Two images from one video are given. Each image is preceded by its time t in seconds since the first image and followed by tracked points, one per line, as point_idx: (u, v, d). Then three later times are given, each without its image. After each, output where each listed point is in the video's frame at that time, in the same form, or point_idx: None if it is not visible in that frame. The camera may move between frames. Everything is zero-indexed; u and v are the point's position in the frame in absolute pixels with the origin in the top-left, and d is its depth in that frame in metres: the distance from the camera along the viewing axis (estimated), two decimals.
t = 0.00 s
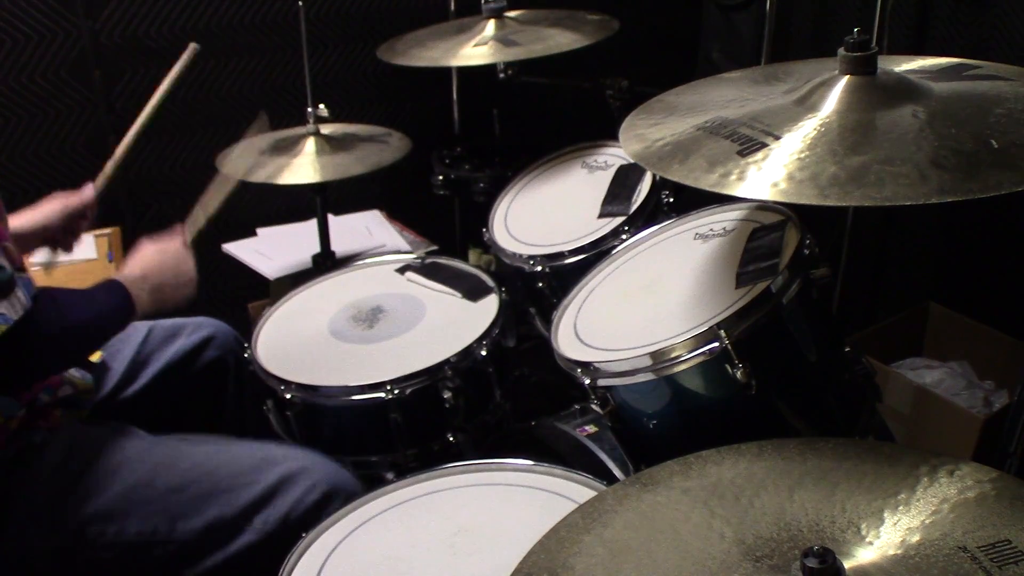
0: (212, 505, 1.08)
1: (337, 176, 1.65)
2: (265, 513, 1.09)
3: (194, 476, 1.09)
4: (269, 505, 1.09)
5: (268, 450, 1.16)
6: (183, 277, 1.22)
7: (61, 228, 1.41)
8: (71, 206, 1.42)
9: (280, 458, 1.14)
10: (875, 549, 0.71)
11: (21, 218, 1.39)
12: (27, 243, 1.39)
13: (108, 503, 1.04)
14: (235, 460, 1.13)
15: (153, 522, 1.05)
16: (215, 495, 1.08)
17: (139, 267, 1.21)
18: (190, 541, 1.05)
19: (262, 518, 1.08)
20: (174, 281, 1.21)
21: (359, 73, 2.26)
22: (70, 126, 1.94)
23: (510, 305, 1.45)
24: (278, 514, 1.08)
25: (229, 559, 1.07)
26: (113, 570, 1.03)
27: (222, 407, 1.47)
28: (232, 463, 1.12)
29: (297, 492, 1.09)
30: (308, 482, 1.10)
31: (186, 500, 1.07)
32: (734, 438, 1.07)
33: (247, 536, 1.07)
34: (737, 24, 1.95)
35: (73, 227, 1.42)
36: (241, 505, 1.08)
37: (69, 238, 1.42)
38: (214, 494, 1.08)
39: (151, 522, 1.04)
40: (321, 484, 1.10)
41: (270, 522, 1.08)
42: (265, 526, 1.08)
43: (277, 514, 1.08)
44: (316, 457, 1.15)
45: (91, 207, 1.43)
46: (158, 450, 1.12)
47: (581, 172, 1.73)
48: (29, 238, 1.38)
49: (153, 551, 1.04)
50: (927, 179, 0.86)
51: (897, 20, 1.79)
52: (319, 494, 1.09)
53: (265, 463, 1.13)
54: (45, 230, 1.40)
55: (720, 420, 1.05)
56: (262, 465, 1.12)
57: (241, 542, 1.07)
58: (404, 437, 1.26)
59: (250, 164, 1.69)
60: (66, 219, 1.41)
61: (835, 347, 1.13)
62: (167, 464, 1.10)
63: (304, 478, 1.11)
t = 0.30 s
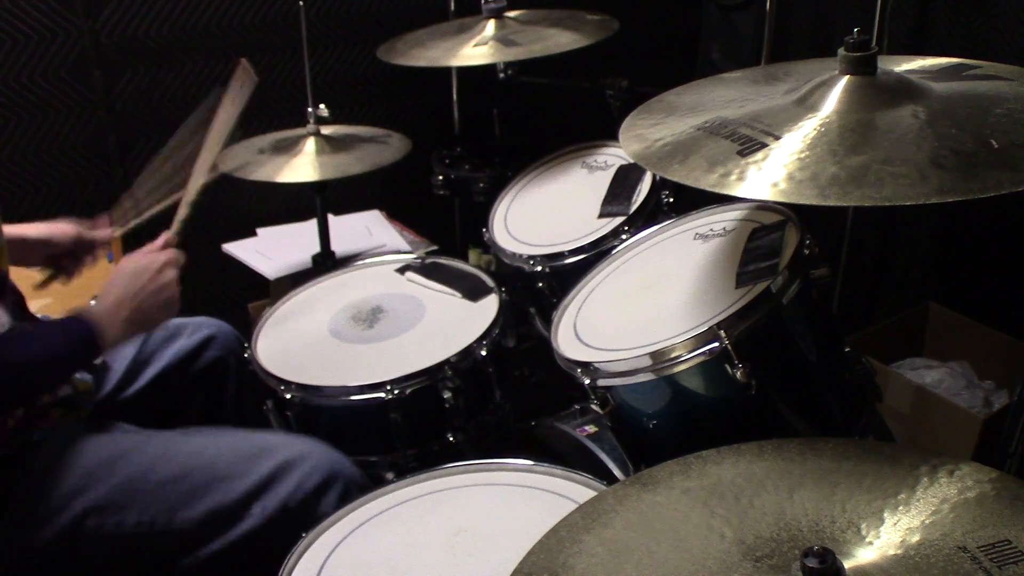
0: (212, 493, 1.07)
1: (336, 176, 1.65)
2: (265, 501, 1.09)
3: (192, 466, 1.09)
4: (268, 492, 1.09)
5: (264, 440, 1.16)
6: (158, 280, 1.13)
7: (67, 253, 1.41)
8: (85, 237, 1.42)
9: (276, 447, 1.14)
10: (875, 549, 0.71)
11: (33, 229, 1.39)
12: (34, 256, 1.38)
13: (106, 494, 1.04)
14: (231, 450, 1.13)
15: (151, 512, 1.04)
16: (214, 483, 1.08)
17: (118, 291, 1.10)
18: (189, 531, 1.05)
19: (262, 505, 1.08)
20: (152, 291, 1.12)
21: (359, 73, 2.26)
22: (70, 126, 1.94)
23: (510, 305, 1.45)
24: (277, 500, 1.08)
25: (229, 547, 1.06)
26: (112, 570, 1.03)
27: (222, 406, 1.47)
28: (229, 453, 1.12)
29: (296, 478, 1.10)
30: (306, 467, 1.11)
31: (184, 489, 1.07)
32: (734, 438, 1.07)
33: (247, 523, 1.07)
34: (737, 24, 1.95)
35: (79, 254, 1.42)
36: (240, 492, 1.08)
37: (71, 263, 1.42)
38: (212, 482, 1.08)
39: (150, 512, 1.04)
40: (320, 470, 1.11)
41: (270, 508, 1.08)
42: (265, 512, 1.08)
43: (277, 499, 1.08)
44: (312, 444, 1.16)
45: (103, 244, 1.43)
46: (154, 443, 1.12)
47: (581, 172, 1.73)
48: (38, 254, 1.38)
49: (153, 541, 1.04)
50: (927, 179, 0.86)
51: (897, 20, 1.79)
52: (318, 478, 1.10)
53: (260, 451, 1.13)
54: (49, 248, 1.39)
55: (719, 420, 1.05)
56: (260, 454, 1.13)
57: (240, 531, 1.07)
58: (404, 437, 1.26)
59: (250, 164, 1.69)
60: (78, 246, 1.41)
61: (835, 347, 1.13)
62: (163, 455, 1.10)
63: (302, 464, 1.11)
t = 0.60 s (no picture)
0: (213, 512, 1.07)
1: (337, 176, 1.65)
2: (265, 523, 1.09)
3: (195, 484, 1.09)
4: (269, 515, 1.09)
5: (268, 459, 1.16)
6: (172, 272, 1.23)
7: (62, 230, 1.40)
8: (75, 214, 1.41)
9: (280, 469, 1.14)
10: (875, 549, 0.71)
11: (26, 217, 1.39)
12: (26, 244, 1.38)
13: (109, 507, 1.04)
14: (235, 468, 1.13)
15: (153, 529, 1.04)
16: (216, 502, 1.08)
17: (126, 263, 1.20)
18: (189, 549, 1.05)
19: (262, 528, 1.08)
20: (162, 276, 1.22)
21: (359, 73, 2.26)
22: (70, 126, 1.94)
23: (510, 305, 1.45)
24: (277, 524, 1.08)
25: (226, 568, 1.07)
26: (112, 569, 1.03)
27: (222, 406, 1.48)
28: (233, 471, 1.12)
29: (297, 502, 1.10)
30: (307, 493, 1.11)
31: (187, 506, 1.07)
32: (734, 438, 1.07)
33: (246, 546, 1.08)
34: (737, 24, 1.95)
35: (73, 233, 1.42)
36: (242, 513, 1.08)
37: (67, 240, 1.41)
38: (215, 501, 1.08)
39: (151, 528, 1.04)
40: (321, 495, 1.11)
41: (270, 531, 1.08)
42: (264, 535, 1.08)
43: (278, 523, 1.08)
44: (315, 467, 1.15)
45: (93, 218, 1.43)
46: (159, 457, 1.12)
47: (581, 172, 1.73)
48: (31, 241, 1.38)
49: (152, 557, 1.04)
50: (927, 179, 0.86)
51: (897, 21, 1.79)
52: (319, 505, 1.10)
53: (265, 472, 1.13)
54: (45, 233, 1.39)
55: (719, 420, 1.05)
56: (263, 474, 1.12)
57: (239, 552, 1.08)
58: (404, 437, 1.26)
59: (250, 164, 1.69)
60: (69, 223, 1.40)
61: (835, 347, 1.13)
62: (168, 469, 1.10)
63: (304, 490, 1.11)
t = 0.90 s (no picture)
0: (211, 497, 1.08)
1: (336, 176, 1.65)
2: (263, 504, 1.09)
3: (191, 468, 1.09)
4: (266, 497, 1.10)
5: (263, 441, 1.15)
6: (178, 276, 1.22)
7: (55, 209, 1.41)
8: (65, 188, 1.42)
9: (276, 449, 1.14)
10: (875, 549, 0.71)
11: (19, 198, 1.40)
12: (25, 227, 1.39)
13: (105, 495, 1.04)
14: (230, 451, 1.12)
15: (151, 515, 1.05)
16: (213, 486, 1.08)
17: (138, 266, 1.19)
18: (189, 534, 1.06)
19: (261, 510, 1.09)
20: (169, 281, 1.20)
21: (359, 73, 2.26)
22: (70, 126, 1.94)
23: (510, 305, 1.45)
24: (276, 506, 1.09)
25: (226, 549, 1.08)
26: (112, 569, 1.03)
27: (222, 406, 1.48)
28: (229, 455, 1.12)
29: (294, 483, 1.10)
30: (305, 472, 1.11)
31: (185, 491, 1.07)
32: (735, 438, 1.07)
33: (245, 527, 1.08)
34: (737, 25, 1.95)
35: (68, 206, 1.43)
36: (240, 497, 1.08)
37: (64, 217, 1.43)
38: (212, 485, 1.08)
39: (149, 514, 1.05)
40: (319, 475, 1.11)
41: (269, 513, 1.09)
42: (263, 517, 1.09)
43: (276, 505, 1.09)
44: (312, 446, 1.15)
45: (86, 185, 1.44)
46: (152, 441, 1.12)
47: (581, 172, 1.73)
48: (30, 223, 1.39)
49: (152, 543, 1.05)
50: (927, 179, 0.86)
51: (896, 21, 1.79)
52: (317, 484, 1.10)
53: (261, 455, 1.12)
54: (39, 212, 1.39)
55: (718, 420, 1.05)
56: (259, 456, 1.12)
57: (238, 534, 1.08)
58: (404, 437, 1.26)
59: (250, 164, 1.68)
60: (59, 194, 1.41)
61: (835, 347, 1.13)
62: (162, 455, 1.10)
63: (301, 469, 1.11)
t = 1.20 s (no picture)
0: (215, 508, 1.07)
1: (336, 176, 1.65)
2: (267, 516, 1.09)
3: (194, 479, 1.09)
4: (270, 509, 1.09)
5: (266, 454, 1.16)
6: (179, 298, 1.17)
7: (65, 226, 1.42)
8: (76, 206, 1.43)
9: (279, 461, 1.14)
10: (875, 549, 0.71)
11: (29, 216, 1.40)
12: (30, 243, 1.39)
13: (108, 505, 1.04)
14: (234, 464, 1.13)
15: (154, 525, 1.04)
16: (217, 498, 1.08)
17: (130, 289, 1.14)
18: (191, 545, 1.05)
19: (264, 521, 1.08)
20: (170, 303, 1.16)
21: (359, 73, 2.26)
22: (70, 126, 1.94)
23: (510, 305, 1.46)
24: (279, 517, 1.08)
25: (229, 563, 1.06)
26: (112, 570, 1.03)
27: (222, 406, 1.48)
28: (232, 466, 1.12)
29: (298, 495, 1.10)
30: (309, 484, 1.11)
31: (188, 502, 1.07)
32: (734, 438, 1.07)
33: (249, 540, 1.07)
34: (737, 25, 1.95)
35: (77, 226, 1.43)
36: (243, 507, 1.08)
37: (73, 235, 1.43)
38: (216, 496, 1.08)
39: (152, 525, 1.04)
40: (323, 488, 1.11)
41: (272, 525, 1.08)
42: (267, 529, 1.08)
43: (279, 516, 1.08)
44: (315, 459, 1.16)
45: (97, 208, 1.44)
46: (155, 454, 1.13)
47: (581, 172, 1.73)
48: (36, 236, 1.39)
49: (155, 555, 1.03)
50: (927, 179, 0.86)
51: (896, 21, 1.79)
52: (321, 496, 1.10)
53: (264, 467, 1.13)
54: (47, 228, 1.40)
55: (719, 421, 1.05)
56: (262, 468, 1.13)
57: (241, 546, 1.07)
58: (404, 437, 1.26)
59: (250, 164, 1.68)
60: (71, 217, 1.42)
61: (835, 347, 1.13)
62: (165, 467, 1.10)
63: (305, 481, 1.11)
